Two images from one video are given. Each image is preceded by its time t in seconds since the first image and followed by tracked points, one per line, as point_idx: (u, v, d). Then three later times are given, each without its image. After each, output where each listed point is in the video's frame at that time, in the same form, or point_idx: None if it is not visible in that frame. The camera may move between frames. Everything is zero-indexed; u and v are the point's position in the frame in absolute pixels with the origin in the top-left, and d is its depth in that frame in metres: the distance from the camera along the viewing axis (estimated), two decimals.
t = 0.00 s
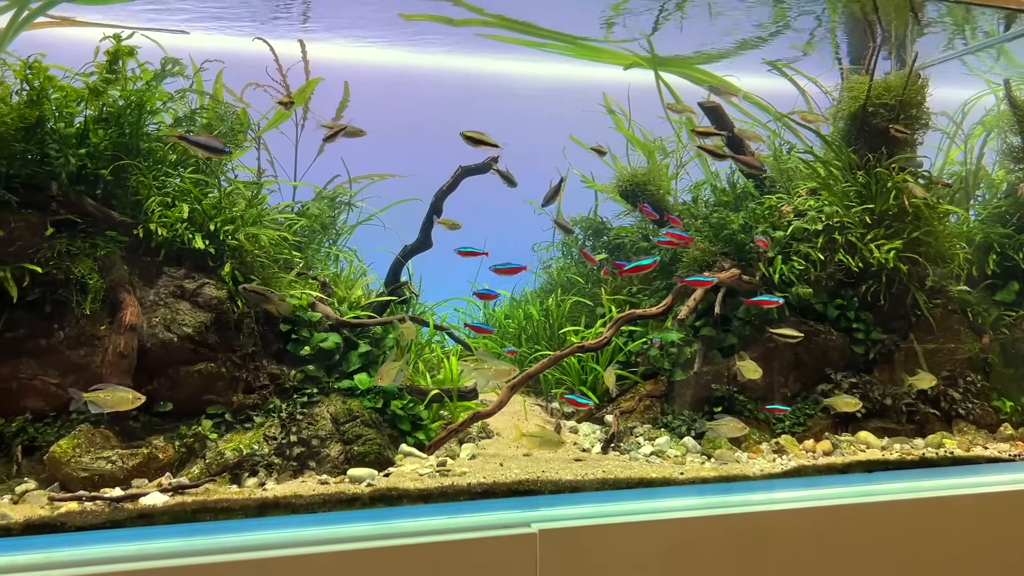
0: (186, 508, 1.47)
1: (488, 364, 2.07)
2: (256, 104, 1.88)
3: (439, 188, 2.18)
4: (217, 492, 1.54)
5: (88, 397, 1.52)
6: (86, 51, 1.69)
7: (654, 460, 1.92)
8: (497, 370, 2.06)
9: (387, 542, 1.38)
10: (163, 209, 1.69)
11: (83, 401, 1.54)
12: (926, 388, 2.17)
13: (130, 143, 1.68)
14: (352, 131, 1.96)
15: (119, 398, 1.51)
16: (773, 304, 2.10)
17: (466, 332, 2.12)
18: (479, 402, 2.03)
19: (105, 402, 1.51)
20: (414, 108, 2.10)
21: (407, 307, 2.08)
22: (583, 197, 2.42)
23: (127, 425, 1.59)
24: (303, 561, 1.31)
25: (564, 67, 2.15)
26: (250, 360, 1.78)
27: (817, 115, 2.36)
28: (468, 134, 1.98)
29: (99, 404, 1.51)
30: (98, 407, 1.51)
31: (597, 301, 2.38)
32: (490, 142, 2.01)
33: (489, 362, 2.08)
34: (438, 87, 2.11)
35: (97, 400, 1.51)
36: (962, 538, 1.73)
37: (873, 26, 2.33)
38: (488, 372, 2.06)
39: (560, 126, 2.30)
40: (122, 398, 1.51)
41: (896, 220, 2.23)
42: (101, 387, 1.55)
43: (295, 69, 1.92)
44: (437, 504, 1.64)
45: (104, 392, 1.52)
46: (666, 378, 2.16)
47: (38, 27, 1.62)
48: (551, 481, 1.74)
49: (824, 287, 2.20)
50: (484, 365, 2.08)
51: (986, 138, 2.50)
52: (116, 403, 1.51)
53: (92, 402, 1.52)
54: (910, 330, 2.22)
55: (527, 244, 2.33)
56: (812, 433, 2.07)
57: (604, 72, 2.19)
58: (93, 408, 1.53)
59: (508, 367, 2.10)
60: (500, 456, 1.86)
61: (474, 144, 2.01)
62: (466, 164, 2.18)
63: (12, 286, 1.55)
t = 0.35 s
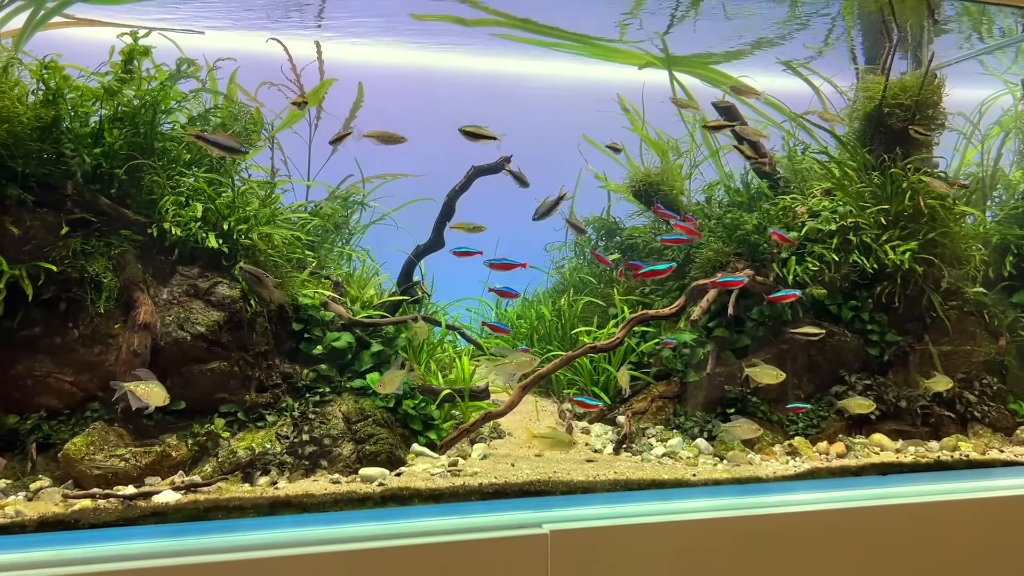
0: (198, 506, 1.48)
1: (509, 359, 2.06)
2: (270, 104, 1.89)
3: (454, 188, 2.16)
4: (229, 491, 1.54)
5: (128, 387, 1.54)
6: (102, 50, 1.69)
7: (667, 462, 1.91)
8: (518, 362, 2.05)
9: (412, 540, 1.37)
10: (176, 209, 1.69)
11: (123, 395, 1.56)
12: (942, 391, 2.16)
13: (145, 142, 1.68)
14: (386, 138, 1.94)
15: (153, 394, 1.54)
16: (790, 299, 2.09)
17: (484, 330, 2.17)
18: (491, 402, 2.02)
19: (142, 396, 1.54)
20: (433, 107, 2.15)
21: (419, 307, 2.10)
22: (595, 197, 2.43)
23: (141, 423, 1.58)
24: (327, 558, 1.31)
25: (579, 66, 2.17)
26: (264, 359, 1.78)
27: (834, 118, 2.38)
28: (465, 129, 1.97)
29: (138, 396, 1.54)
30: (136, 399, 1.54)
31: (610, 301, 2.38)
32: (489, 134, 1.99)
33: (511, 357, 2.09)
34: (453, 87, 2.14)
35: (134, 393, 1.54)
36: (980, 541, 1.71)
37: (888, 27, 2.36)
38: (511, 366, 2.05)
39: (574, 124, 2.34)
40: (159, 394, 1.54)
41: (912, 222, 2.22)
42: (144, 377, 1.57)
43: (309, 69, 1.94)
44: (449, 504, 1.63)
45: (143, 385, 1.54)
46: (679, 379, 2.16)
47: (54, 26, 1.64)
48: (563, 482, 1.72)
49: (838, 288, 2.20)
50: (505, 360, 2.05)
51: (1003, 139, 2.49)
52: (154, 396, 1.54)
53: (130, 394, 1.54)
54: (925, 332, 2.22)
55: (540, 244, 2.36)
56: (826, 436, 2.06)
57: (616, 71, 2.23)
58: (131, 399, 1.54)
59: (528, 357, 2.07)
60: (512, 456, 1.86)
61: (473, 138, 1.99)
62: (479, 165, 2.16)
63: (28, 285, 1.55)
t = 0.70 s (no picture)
0: (206, 502, 1.47)
1: (530, 344, 2.11)
2: (279, 102, 1.89)
3: (461, 186, 2.22)
4: (237, 487, 1.54)
5: (158, 381, 1.57)
6: (113, 48, 1.70)
7: (673, 461, 1.91)
8: (539, 347, 2.11)
9: (427, 538, 1.38)
10: (186, 206, 1.69)
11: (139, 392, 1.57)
12: (951, 392, 2.16)
13: (153, 139, 1.69)
14: (416, 137, 2.09)
15: (180, 392, 1.57)
16: (806, 292, 2.10)
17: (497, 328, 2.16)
18: (499, 400, 2.02)
19: (168, 393, 1.57)
20: (442, 105, 2.13)
21: (427, 305, 2.11)
22: (603, 198, 2.40)
23: (150, 420, 1.58)
24: (341, 557, 1.31)
25: (587, 64, 2.15)
26: (272, 356, 1.78)
27: (843, 116, 2.39)
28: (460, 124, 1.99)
29: (164, 393, 1.57)
30: (159, 396, 1.57)
31: (618, 301, 2.37)
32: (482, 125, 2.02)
33: (531, 344, 2.12)
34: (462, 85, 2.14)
35: (161, 388, 1.57)
36: (989, 544, 1.69)
37: (899, 27, 2.34)
38: (533, 352, 2.10)
39: (582, 124, 2.34)
40: (183, 393, 1.57)
41: (921, 222, 2.24)
42: (173, 374, 1.61)
43: (319, 67, 1.93)
44: (456, 502, 1.62)
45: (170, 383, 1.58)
46: (687, 379, 2.17)
47: (64, 24, 1.65)
48: (570, 481, 1.72)
49: (847, 289, 2.20)
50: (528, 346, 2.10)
51: (1014, 139, 2.48)
52: (178, 396, 1.57)
53: (156, 390, 1.57)
54: (934, 333, 2.22)
55: (548, 243, 2.32)
56: (833, 436, 2.06)
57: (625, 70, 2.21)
58: (157, 398, 1.57)
59: (548, 342, 2.12)
60: (518, 455, 1.85)
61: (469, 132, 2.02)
62: (487, 163, 2.22)
63: (38, 282, 1.55)
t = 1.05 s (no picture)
0: (210, 497, 1.47)
1: (546, 335, 2.12)
2: (286, 97, 1.89)
3: (467, 183, 2.25)
4: (241, 482, 1.53)
5: (173, 379, 1.58)
6: (119, 43, 1.70)
7: (678, 460, 1.90)
8: (556, 337, 2.13)
9: (435, 533, 1.38)
10: (192, 201, 1.69)
11: (163, 383, 1.58)
12: (956, 392, 2.16)
13: (160, 134, 1.69)
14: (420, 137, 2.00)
15: (200, 383, 1.58)
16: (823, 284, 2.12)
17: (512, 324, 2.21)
18: (502, 397, 2.02)
19: (187, 387, 1.57)
20: (447, 103, 2.13)
21: (431, 302, 2.11)
22: (608, 195, 2.44)
23: (155, 414, 1.59)
24: (348, 552, 1.31)
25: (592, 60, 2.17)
26: (277, 351, 1.79)
27: (849, 114, 2.39)
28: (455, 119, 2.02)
29: (182, 388, 1.57)
30: (180, 393, 1.58)
31: (623, 298, 2.37)
32: (477, 120, 2.03)
33: (547, 332, 2.13)
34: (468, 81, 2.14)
35: (179, 385, 1.57)
36: (993, 543, 1.69)
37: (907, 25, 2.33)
38: (549, 342, 2.12)
39: (588, 122, 2.37)
40: (202, 383, 1.59)
41: (927, 221, 2.24)
42: (186, 371, 1.62)
43: (322, 62, 1.92)
44: (460, 497, 1.62)
45: (186, 376, 1.58)
46: (691, 377, 2.17)
47: (71, 18, 1.65)
48: (575, 477, 1.72)
49: (853, 287, 2.21)
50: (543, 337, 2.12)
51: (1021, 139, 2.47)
52: (196, 388, 1.58)
53: (174, 387, 1.57)
54: (940, 333, 2.23)
55: (553, 242, 2.35)
56: (838, 435, 2.06)
57: (631, 68, 2.25)
58: (178, 395, 1.58)
59: (564, 332, 2.13)
60: (523, 452, 1.85)
61: (465, 127, 2.04)
62: (493, 160, 2.24)
63: (44, 275, 1.56)
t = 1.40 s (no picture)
0: (211, 495, 1.47)
1: (555, 334, 2.08)
2: (287, 96, 1.89)
3: (468, 183, 2.24)
4: (241, 480, 1.53)
5: (182, 376, 1.59)
6: (123, 41, 1.70)
7: (679, 460, 1.90)
8: (564, 336, 2.08)
9: (433, 532, 1.38)
10: (194, 199, 1.69)
11: (174, 382, 1.59)
12: (957, 393, 2.15)
13: (162, 132, 1.69)
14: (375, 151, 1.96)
15: (209, 376, 1.60)
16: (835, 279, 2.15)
17: (516, 323, 2.24)
18: (502, 397, 2.03)
19: (198, 382, 1.59)
20: (450, 102, 2.14)
21: (433, 301, 2.12)
22: (610, 195, 2.46)
23: (156, 411, 1.58)
24: (348, 551, 1.31)
25: (594, 60, 2.17)
26: (278, 350, 1.78)
27: (849, 113, 2.42)
28: (448, 118, 1.95)
29: (192, 383, 1.59)
30: (192, 388, 1.60)
31: (625, 299, 2.38)
32: (472, 119, 1.96)
33: (556, 331, 2.08)
34: (471, 81, 2.14)
35: (189, 381, 1.59)
36: (993, 545, 1.69)
37: (910, 26, 2.36)
38: (557, 341, 2.07)
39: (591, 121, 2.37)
40: (212, 377, 1.60)
41: (930, 223, 2.24)
42: (194, 367, 1.63)
43: (325, 61, 1.92)
44: (460, 497, 1.62)
45: (196, 371, 1.60)
46: (692, 377, 2.18)
47: (74, 16, 1.65)
48: (576, 477, 1.72)
49: (854, 289, 2.21)
50: (550, 338, 2.07)
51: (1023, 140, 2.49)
52: (206, 382, 1.60)
53: (185, 383, 1.59)
54: (941, 334, 2.24)
55: (556, 240, 2.37)
56: (839, 437, 2.05)
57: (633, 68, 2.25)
58: (189, 392, 1.60)
59: (573, 331, 2.08)
60: (524, 452, 1.85)
61: (459, 126, 1.96)
62: (493, 159, 2.23)
63: (46, 272, 1.56)
